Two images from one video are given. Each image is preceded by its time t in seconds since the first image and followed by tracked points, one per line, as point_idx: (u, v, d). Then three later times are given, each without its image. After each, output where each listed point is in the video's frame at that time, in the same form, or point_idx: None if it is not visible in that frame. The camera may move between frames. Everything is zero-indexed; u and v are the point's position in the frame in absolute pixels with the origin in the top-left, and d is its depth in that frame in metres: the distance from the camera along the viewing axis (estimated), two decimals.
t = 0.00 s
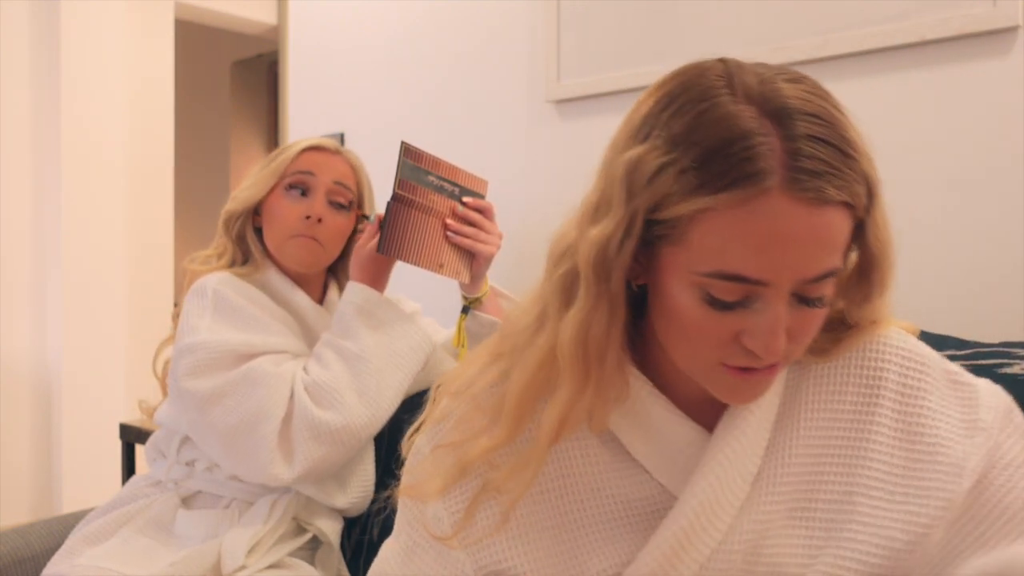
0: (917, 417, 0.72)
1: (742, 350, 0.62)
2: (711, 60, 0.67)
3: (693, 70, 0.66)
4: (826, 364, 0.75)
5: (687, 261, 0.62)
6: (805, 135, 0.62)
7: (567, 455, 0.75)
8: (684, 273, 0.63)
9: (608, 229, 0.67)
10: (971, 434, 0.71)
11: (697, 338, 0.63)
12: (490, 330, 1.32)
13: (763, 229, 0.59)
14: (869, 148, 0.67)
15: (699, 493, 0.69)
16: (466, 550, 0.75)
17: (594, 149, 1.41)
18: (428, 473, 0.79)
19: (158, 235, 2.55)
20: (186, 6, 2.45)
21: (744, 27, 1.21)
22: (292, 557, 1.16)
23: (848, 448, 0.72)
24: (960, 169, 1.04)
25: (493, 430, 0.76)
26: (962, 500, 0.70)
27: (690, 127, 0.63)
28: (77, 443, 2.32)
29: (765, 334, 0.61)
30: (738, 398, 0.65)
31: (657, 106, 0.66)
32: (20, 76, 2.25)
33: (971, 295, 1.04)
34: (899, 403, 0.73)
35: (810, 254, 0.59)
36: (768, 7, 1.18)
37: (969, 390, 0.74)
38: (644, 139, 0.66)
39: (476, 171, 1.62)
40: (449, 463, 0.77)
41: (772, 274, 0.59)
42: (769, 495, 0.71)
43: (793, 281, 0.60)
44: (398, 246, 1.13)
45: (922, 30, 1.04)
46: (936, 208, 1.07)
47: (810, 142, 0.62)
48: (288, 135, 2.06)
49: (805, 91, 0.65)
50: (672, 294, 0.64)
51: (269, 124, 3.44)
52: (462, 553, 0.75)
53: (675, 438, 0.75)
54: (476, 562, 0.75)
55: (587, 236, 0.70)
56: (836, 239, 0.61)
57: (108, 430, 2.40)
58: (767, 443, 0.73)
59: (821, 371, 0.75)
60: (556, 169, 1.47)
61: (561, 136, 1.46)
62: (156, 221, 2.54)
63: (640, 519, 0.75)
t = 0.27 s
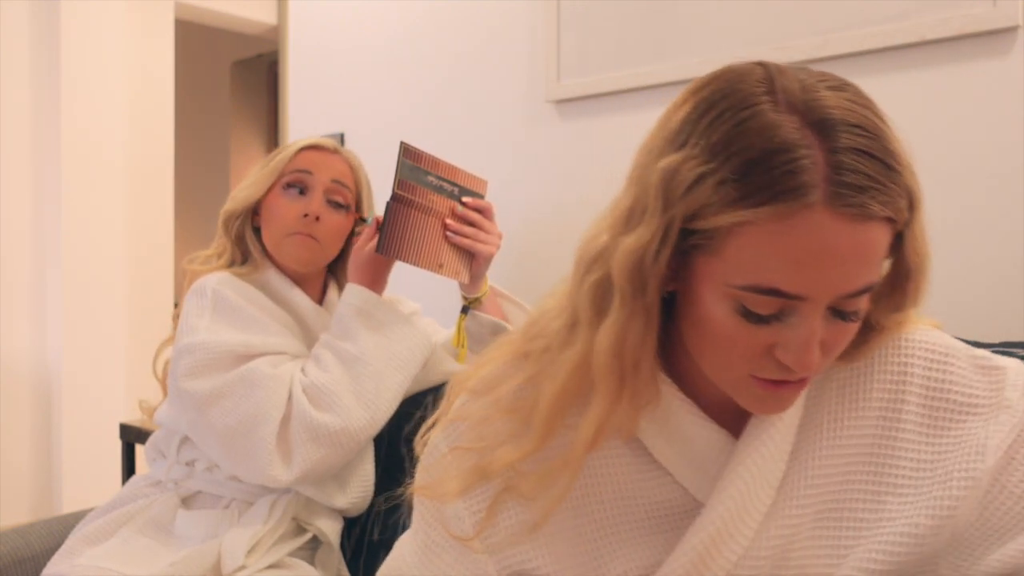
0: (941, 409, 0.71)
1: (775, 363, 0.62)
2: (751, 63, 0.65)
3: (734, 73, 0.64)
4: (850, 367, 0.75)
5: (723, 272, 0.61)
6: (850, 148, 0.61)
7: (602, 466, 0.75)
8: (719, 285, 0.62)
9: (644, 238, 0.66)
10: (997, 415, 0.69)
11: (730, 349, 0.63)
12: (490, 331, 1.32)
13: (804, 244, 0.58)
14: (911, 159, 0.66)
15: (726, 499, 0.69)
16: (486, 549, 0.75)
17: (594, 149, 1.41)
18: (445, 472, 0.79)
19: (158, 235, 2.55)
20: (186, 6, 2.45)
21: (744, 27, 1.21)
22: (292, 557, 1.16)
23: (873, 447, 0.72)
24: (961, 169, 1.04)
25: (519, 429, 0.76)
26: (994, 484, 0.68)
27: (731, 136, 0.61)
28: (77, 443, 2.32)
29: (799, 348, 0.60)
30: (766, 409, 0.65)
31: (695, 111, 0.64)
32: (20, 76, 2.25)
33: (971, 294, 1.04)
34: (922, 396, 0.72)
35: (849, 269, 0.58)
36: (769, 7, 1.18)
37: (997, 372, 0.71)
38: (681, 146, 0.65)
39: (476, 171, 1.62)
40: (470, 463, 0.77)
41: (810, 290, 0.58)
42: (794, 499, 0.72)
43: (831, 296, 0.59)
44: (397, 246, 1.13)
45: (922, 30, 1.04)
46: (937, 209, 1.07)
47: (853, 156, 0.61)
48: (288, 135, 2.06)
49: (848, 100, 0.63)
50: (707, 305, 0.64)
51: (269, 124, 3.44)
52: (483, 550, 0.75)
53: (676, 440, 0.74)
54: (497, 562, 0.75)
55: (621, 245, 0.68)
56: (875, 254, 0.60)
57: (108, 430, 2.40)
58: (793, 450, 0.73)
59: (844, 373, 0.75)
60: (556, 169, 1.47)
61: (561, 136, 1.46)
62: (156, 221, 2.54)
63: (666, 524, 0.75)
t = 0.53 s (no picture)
0: (964, 422, 0.71)
1: (811, 374, 0.62)
2: (800, 71, 0.64)
3: (785, 82, 0.63)
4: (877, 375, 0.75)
5: (766, 285, 0.61)
6: (903, 165, 0.60)
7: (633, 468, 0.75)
8: (762, 297, 0.62)
9: (691, 248, 0.64)
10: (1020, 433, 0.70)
11: (767, 360, 0.63)
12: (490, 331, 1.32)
13: (853, 263, 0.57)
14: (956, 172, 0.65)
15: (750, 502, 0.69)
16: (512, 542, 0.77)
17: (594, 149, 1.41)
18: (467, 465, 0.80)
19: (158, 235, 2.55)
20: (187, 6, 2.45)
21: (744, 27, 1.21)
22: (292, 557, 1.16)
23: (896, 458, 0.73)
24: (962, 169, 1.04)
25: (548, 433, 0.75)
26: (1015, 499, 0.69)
27: (784, 148, 0.60)
28: (77, 443, 2.32)
29: (838, 363, 0.61)
30: (795, 416, 0.66)
31: (748, 118, 0.63)
32: (20, 77, 2.25)
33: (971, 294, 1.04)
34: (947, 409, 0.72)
35: (896, 288, 0.58)
36: (769, 7, 1.18)
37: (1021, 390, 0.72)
38: (728, 156, 0.63)
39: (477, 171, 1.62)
40: (492, 460, 0.78)
41: (855, 308, 0.58)
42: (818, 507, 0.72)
43: (874, 313, 0.59)
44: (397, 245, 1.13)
45: (922, 30, 1.04)
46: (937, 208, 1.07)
47: (906, 173, 0.60)
48: (288, 135, 2.06)
49: (901, 114, 0.63)
50: (746, 314, 0.63)
51: (269, 124, 3.44)
52: (510, 544, 0.77)
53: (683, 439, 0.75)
54: (526, 554, 0.77)
55: (666, 253, 0.66)
56: (921, 272, 0.60)
57: (108, 430, 2.40)
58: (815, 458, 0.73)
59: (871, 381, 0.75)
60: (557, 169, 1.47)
61: (562, 136, 1.46)
62: (156, 221, 2.54)
63: (690, 524, 0.75)
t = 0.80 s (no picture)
0: (975, 430, 0.71)
1: (834, 380, 0.62)
2: (828, 76, 0.64)
3: (813, 87, 0.63)
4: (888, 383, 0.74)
5: (790, 290, 0.61)
6: (931, 174, 0.60)
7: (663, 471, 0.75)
8: (786, 302, 0.61)
9: (717, 254, 0.65)
10: None
11: (790, 365, 0.63)
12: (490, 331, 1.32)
13: (879, 270, 0.57)
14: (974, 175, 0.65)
15: (765, 505, 0.69)
16: (544, 543, 0.77)
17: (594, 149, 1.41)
18: (487, 469, 0.79)
19: (158, 235, 2.55)
20: (186, 6, 2.45)
21: (745, 27, 1.21)
22: (292, 557, 1.16)
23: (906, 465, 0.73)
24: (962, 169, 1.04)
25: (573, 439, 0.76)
26: None
27: (812, 155, 0.60)
28: (77, 442, 2.32)
29: (860, 369, 0.60)
30: (815, 421, 0.66)
31: (776, 122, 0.63)
32: (20, 76, 2.25)
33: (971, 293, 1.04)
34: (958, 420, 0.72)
35: (920, 296, 0.58)
36: (770, 8, 1.18)
37: None
38: (755, 161, 0.63)
39: (477, 172, 1.62)
40: (515, 465, 0.78)
41: (877, 315, 0.58)
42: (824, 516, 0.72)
43: (896, 320, 0.59)
44: (395, 245, 1.13)
45: (922, 30, 1.04)
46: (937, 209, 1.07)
47: (935, 182, 0.60)
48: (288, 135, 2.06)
49: (929, 121, 0.62)
50: (770, 320, 0.63)
51: (269, 124, 3.44)
52: (539, 545, 0.77)
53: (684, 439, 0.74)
54: (556, 553, 0.77)
55: (692, 258, 0.67)
56: (945, 280, 0.60)
57: (108, 430, 2.40)
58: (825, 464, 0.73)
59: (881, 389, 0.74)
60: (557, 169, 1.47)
61: (562, 136, 1.46)
62: (156, 221, 2.54)
63: (714, 525, 0.76)
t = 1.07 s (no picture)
0: (970, 435, 0.71)
1: (821, 385, 0.62)
2: (818, 78, 0.64)
3: (802, 88, 0.63)
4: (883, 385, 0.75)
5: (777, 295, 0.61)
6: (919, 179, 0.60)
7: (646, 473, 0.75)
8: (773, 307, 0.62)
9: (703, 258, 0.65)
10: None
11: (777, 369, 0.63)
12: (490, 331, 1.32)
13: (864, 277, 0.57)
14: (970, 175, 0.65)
15: (756, 507, 0.69)
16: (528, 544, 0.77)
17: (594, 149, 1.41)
18: (480, 470, 0.79)
19: (158, 235, 2.55)
20: (186, 6, 2.45)
21: (745, 27, 1.21)
22: (292, 557, 1.16)
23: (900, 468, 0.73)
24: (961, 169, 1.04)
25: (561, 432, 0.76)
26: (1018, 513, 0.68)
27: (800, 160, 0.60)
28: (77, 442, 2.32)
29: (846, 374, 0.61)
30: (803, 424, 0.66)
31: (764, 126, 0.63)
32: (20, 76, 2.25)
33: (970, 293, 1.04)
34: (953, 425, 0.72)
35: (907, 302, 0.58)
36: (769, 8, 1.18)
37: None
38: (743, 165, 0.63)
39: (477, 172, 1.62)
40: (505, 465, 0.78)
41: (863, 321, 0.58)
42: (820, 517, 0.72)
43: (883, 326, 0.59)
44: (396, 245, 1.13)
45: (922, 30, 1.04)
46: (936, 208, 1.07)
47: (923, 188, 0.59)
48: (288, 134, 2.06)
49: (920, 126, 0.62)
50: (757, 323, 0.63)
51: (269, 124, 3.44)
52: (525, 545, 0.77)
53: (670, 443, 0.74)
54: (541, 554, 0.77)
55: (679, 261, 0.67)
56: (932, 287, 0.60)
57: (108, 430, 2.40)
58: (820, 464, 0.73)
59: (876, 391, 0.75)
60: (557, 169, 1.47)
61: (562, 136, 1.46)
62: (156, 220, 2.54)
63: (702, 527, 0.75)
